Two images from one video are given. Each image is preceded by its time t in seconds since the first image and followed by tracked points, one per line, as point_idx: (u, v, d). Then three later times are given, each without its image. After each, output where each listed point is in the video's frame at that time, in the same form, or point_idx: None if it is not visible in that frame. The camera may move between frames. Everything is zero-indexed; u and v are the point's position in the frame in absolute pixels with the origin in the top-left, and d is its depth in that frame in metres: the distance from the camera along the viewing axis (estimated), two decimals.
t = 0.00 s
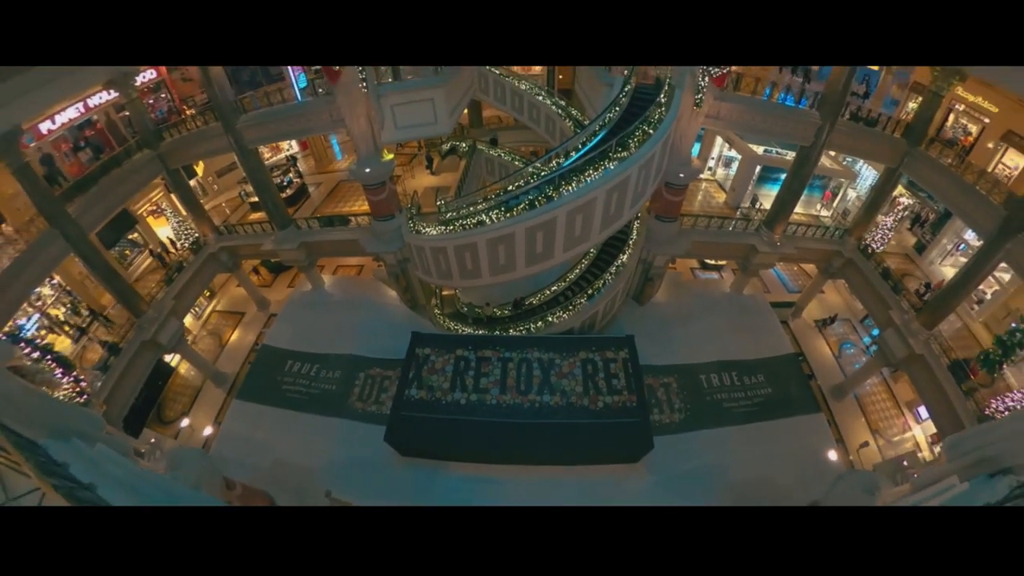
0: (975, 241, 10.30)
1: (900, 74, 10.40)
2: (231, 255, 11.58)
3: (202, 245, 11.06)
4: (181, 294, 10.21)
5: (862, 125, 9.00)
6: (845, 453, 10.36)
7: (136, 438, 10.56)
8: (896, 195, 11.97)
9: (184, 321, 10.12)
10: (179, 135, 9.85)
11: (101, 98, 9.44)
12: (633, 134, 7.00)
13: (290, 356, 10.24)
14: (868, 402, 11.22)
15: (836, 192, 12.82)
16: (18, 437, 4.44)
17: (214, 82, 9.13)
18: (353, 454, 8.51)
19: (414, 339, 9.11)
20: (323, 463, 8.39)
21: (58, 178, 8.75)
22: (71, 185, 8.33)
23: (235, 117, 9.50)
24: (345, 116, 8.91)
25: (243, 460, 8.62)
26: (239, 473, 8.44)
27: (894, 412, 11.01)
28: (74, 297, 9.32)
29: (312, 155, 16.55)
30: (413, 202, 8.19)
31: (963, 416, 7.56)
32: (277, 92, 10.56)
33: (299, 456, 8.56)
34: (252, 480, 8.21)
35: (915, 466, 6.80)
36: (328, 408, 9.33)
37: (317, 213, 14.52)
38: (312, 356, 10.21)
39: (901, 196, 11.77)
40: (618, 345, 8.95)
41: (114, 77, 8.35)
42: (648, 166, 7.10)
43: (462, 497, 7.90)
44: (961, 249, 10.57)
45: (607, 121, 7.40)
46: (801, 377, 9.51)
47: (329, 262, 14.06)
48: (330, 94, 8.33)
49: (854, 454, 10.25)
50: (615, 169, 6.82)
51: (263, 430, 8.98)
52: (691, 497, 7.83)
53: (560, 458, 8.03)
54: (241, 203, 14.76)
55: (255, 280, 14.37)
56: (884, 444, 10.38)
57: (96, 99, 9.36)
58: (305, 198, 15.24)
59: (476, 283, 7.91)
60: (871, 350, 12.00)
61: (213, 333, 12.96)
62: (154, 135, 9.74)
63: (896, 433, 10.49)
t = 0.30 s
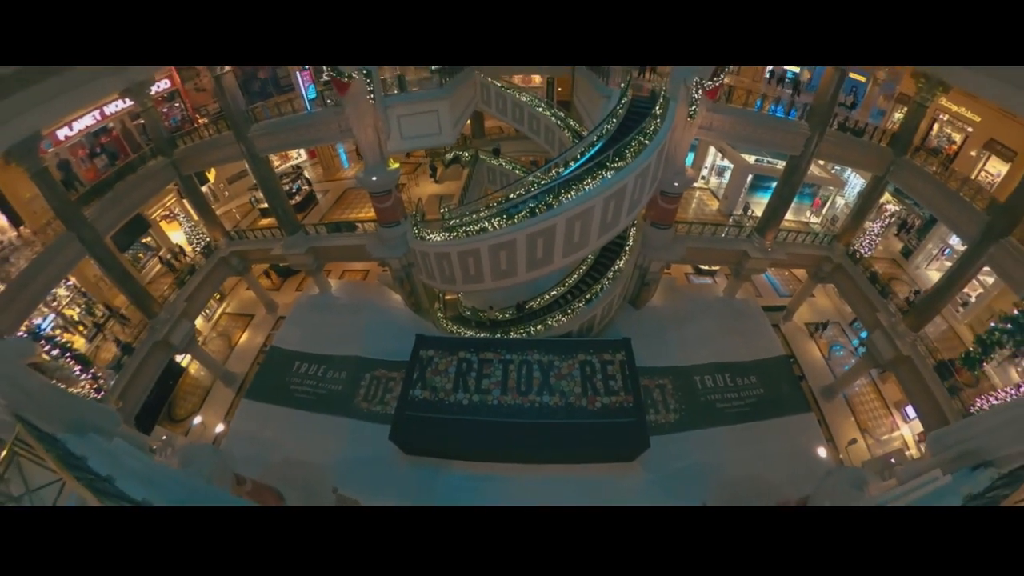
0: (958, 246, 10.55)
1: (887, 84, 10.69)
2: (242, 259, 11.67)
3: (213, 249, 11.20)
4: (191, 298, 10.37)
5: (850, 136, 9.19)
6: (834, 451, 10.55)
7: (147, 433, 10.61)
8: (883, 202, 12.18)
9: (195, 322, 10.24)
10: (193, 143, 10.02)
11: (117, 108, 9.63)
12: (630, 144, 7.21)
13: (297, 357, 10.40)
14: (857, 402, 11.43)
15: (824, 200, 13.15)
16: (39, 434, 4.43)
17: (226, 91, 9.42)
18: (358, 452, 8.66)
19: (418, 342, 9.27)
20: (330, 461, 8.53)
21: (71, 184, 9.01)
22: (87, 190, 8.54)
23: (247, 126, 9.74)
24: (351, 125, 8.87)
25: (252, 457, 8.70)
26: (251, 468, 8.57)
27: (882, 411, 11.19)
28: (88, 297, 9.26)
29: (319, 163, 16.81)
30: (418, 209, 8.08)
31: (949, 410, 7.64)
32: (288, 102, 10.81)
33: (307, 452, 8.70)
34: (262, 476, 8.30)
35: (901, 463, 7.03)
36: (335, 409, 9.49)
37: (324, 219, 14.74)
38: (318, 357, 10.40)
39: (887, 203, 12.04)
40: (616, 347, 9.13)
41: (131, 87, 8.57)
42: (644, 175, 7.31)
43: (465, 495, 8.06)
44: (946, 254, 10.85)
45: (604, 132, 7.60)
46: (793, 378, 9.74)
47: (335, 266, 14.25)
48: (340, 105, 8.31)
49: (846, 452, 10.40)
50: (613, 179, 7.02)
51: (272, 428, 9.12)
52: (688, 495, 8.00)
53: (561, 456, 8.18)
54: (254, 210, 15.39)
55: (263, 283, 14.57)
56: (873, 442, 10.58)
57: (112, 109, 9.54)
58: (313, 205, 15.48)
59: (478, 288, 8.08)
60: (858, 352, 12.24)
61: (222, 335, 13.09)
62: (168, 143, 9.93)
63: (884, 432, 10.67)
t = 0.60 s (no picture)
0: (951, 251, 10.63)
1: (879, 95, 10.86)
2: (247, 267, 11.83)
3: (219, 256, 11.42)
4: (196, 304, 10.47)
5: (840, 145, 9.34)
6: (831, 455, 10.57)
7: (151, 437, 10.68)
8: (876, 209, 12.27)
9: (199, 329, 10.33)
10: (201, 150, 10.17)
11: (129, 115, 9.66)
12: (627, 156, 7.23)
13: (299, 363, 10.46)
14: (853, 407, 11.47)
15: (818, 208, 13.20)
16: (48, 431, 4.53)
17: (234, 99, 9.65)
18: (361, 457, 8.72)
19: (421, 349, 9.38)
20: (333, 466, 8.60)
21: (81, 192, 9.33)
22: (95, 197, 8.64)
23: (254, 137, 9.92)
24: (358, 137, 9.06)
25: (256, 461, 8.76)
26: (254, 471, 8.62)
27: (879, 415, 11.23)
28: (95, 302, 9.27)
29: (323, 173, 16.97)
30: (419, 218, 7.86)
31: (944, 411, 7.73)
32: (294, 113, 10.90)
33: (308, 456, 8.78)
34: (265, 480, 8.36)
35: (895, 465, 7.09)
36: (337, 415, 9.55)
37: (327, 229, 14.84)
38: (320, 363, 10.45)
39: (880, 210, 12.22)
40: (614, 355, 9.24)
41: (141, 96, 8.72)
42: (641, 185, 7.37)
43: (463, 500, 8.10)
44: (938, 259, 10.96)
45: (602, 144, 7.64)
46: (789, 384, 9.81)
47: (338, 275, 14.42)
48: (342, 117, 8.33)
49: (843, 456, 10.43)
50: (611, 190, 7.07)
51: (275, 434, 9.18)
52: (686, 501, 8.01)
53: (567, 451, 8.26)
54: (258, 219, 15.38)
55: (267, 290, 14.62)
56: (869, 446, 10.61)
57: (124, 117, 9.60)
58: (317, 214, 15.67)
59: (479, 296, 8.13)
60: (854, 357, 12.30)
61: (226, 341, 13.18)
62: (177, 153, 10.06)
63: (881, 436, 10.67)
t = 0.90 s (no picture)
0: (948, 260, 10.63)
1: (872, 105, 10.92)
2: (248, 281, 11.76)
3: (220, 270, 11.31)
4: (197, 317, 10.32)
5: (836, 158, 9.31)
6: (835, 468, 10.39)
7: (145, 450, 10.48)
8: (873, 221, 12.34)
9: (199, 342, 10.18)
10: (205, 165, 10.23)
11: (136, 128, 9.97)
12: (625, 173, 7.17)
13: (298, 379, 10.31)
14: (856, 419, 11.31)
15: (814, 221, 12.59)
16: (46, 438, 4.52)
17: (238, 114, 9.76)
18: (358, 473, 8.59)
19: (420, 366, 9.30)
20: (331, 482, 8.47)
21: (87, 203, 9.44)
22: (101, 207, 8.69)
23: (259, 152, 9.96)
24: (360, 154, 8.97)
25: (252, 476, 8.61)
26: (250, 485, 8.45)
27: (883, 427, 11.10)
28: (94, 311, 9.18)
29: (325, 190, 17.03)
30: (420, 234, 7.78)
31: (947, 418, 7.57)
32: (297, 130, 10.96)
33: (306, 474, 8.62)
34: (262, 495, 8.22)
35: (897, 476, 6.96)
36: (335, 431, 9.39)
37: (330, 245, 14.72)
38: (320, 379, 10.31)
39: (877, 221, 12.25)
40: (615, 372, 9.10)
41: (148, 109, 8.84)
42: (639, 203, 7.35)
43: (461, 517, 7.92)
44: (936, 268, 10.92)
45: (601, 161, 7.56)
46: (790, 398, 9.67)
47: (339, 291, 14.39)
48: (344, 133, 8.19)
49: (848, 469, 10.23)
50: (609, 208, 7.04)
51: (272, 448, 9.01)
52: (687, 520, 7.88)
53: (567, 466, 8.06)
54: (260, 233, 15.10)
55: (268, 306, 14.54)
56: (874, 458, 10.41)
57: (131, 129, 9.93)
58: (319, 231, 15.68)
59: (479, 313, 8.05)
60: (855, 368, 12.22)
61: (225, 354, 13.09)
62: (181, 167, 10.12)
63: (886, 448, 10.50)
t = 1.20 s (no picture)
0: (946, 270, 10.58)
1: (864, 120, 11.05)
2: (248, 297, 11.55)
3: (221, 286, 11.15)
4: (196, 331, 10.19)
5: (830, 174, 9.40)
6: (841, 484, 10.17)
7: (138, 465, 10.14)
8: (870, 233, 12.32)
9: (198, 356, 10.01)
10: (209, 182, 10.20)
11: (142, 142, 9.95)
12: (623, 193, 7.02)
13: (299, 398, 9.96)
14: (862, 433, 11.12)
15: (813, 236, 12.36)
16: (40, 445, 4.45)
17: (244, 134, 9.97)
18: (355, 492, 8.27)
19: (420, 387, 9.25)
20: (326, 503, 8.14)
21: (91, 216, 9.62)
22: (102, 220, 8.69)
23: (260, 170, 9.87)
24: (360, 175, 8.56)
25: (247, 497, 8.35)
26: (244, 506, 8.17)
27: (888, 440, 10.93)
28: (93, 324, 9.30)
29: (327, 210, 16.82)
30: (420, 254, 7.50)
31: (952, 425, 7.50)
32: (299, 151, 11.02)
33: (303, 490, 8.30)
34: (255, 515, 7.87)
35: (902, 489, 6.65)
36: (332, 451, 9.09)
37: (328, 263, 14.39)
38: (319, 398, 9.98)
39: (874, 234, 12.21)
40: (616, 392, 9.00)
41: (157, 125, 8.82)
42: (639, 223, 7.15)
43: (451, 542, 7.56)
44: (935, 278, 10.87)
45: (599, 183, 7.38)
46: (795, 415, 9.38)
47: (338, 309, 14.42)
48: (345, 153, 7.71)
49: (855, 483, 10.04)
50: (608, 228, 6.90)
51: (270, 467, 8.70)
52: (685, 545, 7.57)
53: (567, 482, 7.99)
54: (261, 250, 14.63)
55: (268, 323, 14.39)
56: (881, 473, 10.22)
57: (138, 144, 9.91)
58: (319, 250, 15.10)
59: (478, 334, 7.84)
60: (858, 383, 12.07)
61: (224, 371, 12.90)
62: (186, 183, 10.12)
63: (892, 462, 10.33)
